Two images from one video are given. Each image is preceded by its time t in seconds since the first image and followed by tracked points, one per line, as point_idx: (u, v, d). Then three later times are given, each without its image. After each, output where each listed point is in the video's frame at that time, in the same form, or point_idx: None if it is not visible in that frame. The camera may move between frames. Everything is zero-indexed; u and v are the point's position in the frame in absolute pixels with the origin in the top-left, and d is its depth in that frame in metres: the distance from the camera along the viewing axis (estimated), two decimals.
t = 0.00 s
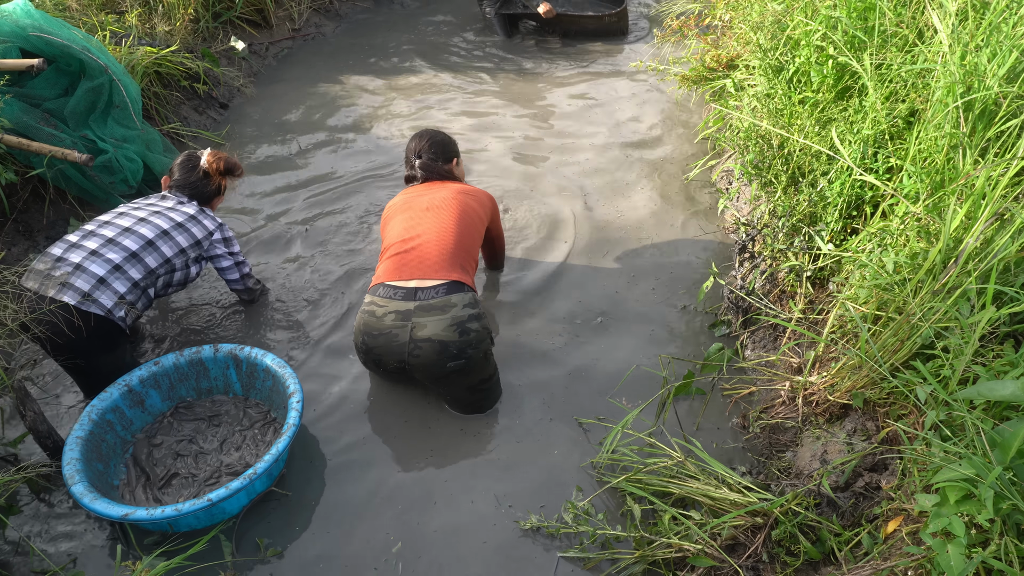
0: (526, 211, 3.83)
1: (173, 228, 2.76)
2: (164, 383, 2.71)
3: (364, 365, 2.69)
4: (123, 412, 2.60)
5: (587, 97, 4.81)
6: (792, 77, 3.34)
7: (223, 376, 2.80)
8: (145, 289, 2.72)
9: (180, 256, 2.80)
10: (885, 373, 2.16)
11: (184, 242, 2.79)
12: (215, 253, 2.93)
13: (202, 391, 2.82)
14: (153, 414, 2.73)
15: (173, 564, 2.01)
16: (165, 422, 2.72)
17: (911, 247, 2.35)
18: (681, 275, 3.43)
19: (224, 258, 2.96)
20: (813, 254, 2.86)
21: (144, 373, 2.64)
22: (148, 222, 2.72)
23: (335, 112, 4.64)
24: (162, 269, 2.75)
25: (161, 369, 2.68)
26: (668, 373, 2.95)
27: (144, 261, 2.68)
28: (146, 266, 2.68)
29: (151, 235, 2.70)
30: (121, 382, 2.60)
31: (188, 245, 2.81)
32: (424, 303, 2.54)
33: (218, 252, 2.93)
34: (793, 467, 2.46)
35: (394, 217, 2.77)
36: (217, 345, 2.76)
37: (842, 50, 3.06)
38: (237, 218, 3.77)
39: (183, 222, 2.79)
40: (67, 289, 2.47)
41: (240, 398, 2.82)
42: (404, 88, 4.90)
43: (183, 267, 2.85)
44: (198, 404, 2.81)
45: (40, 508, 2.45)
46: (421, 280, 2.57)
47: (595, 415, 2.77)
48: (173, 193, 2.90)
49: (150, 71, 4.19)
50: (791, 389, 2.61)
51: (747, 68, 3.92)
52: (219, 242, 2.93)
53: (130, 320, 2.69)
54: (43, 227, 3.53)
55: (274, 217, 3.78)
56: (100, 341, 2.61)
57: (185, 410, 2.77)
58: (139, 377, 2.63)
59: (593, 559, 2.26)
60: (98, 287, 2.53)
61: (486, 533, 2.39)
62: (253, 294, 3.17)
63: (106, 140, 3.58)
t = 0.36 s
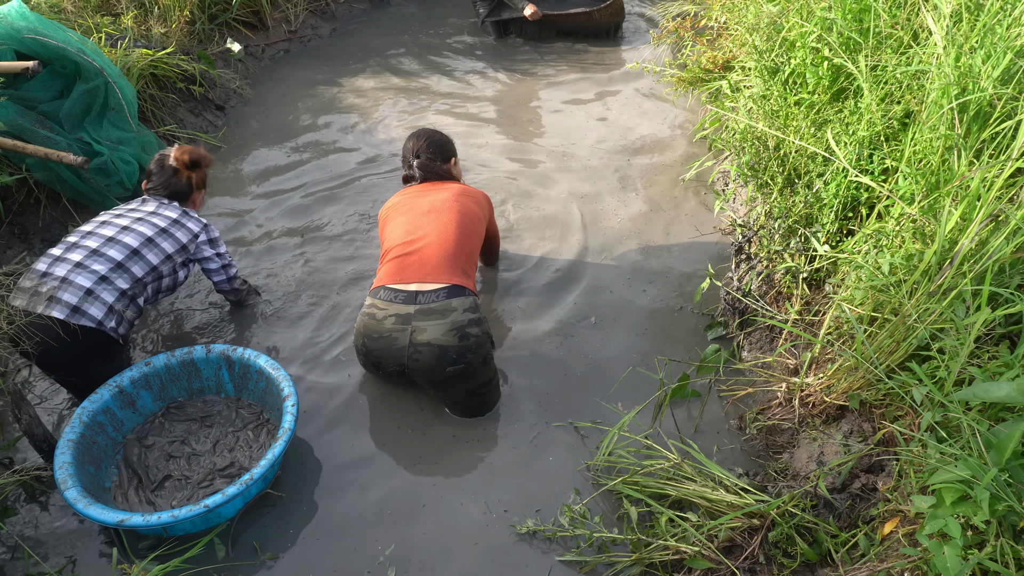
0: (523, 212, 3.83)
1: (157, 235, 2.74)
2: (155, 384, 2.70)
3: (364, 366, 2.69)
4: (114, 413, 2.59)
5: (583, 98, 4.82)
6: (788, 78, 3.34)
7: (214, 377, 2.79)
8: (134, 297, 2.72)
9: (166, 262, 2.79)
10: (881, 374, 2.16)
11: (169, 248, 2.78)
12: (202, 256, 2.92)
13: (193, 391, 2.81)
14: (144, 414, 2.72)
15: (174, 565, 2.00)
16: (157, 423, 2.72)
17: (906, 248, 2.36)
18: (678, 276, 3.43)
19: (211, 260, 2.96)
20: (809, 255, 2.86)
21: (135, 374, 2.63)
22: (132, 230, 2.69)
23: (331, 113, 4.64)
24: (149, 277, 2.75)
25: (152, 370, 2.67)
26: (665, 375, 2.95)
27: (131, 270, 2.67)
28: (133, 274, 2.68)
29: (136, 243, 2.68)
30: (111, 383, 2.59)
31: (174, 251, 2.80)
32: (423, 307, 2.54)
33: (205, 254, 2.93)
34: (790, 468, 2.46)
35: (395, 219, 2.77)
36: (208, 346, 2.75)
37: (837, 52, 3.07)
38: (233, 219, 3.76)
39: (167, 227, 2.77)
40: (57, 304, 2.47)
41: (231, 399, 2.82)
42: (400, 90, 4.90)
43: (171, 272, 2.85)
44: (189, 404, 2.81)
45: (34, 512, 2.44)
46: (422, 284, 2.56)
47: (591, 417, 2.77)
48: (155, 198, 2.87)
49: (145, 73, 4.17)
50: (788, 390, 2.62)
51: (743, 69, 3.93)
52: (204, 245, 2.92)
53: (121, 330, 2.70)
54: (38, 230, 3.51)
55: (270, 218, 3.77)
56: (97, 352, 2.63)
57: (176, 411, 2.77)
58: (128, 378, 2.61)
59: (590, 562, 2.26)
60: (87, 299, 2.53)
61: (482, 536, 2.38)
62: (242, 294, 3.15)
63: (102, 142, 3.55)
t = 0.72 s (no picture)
0: (520, 212, 3.82)
1: (148, 234, 2.74)
2: (156, 383, 2.70)
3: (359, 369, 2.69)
4: (115, 412, 2.58)
5: (580, 97, 4.81)
6: (785, 78, 3.34)
7: (215, 375, 2.79)
8: (133, 298, 2.72)
9: (160, 260, 2.79)
10: (879, 374, 2.16)
11: (161, 246, 2.78)
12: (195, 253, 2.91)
13: (194, 390, 2.81)
14: (145, 414, 2.71)
15: (170, 566, 1.99)
16: (158, 423, 2.71)
17: (903, 247, 2.36)
18: (675, 276, 3.42)
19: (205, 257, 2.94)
20: (807, 254, 2.86)
21: (136, 373, 2.63)
22: (122, 232, 2.70)
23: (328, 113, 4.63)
24: (144, 278, 2.75)
25: (153, 369, 2.67)
26: (662, 375, 2.94)
27: (126, 271, 2.66)
28: (129, 276, 2.68)
29: (128, 245, 2.68)
30: (112, 382, 2.58)
31: (166, 248, 2.80)
32: (419, 311, 2.53)
33: (197, 250, 2.91)
34: (787, 468, 2.45)
35: (396, 221, 2.76)
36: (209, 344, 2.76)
37: (835, 51, 3.07)
38: (230, 219, 3.75)
39: (157, 225, 2.78)
40: (57, 309, 2.45)
41: (233, 397, 2.82)
42: (397, 90, 4.89)
43: (166, 272, 2.85)
44: (191, 404, 2.80)
45: (30, 513, 2.43)
46: (418, 288, 2.56)
47: (587, 418, 2.76)
48: (137, 202, 2.88)
49: (142, 73, 4.16)
50: (785, 390, 2.62)
51: (740, 69, 3.93)
52: (197, 241, 2.91)
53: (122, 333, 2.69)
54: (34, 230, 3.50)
55: (267, 218, 3.76)
56: (99, 357, 2.63)
57: (178, 410, 2.77)
58: (129, 377, 2.61)
59: (587, 563, 2.26)
60: (87, 303, 2.52)
61: (479, 537, 2.37)
62: (240, 295, 3.12)
63: (97, 142, 3.56)
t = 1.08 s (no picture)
0: (519, 212, 3.82)
1: (131, 230, 2.67)
2: (163, 380, 2.70)
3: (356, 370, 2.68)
4: (123, 409, 2.59)
5: (578, 97, 4.81)
6: (783, 77, 3.34)
7: (222, 372, 2.78)
8: (118, 296, 2.69)
9: (145, 256, 2.73)
10: (877, 373, 2.16)
11: (146, 241, 2.71)
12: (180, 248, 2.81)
13: (201, 387, 2.81)
14: (152, 411, 2.71)
15: (170, 566, 1.98)
16: (165, 419, 2.71)
17: (902, 247, 2.35)
18: (674, 277, 3.42)
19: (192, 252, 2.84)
20: (805, 254, 2.86)
21: (143, 370, 2.63)
22: (106, 227, 2.65)
23: (326, 113, 4.62)
24: (129, 275, 2.71)
25: (160, 366, 2.67)
26: (661, 375, 2.94)
27: (109, 269, 2.63)
28: (113, 274, 2.65)
29: (110, 242, 2.63)
30: (121, 379, 2.59)
31: (152, 243, 2.73)
32: (416, 315, 2.52)
33: (184, 245, 2.81)
34: (786, 468, 2.45)
35: (402, 223, 2.77)
36: (216, 341, 2.76)
37: (833, 50, 3.06)
38: (228, 219, 3.75)
39: (141, 220, 2.69)
40: (38, 310, 2.47)
41: (239, 394, 2.82)
42: (395, 89, 4.89)
43: (153, 268, 2.80)
44: (197, 400, 2.80)
45: (30, 514, 2.43)
46: (416, 292, 2.56)
47: (585, 418, 2.76)
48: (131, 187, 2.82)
49: (139, 74, 4.15)
50: (784, 390, 2.62)
51: (739, 68, 3.92)
52: (184, 236, 2.81)
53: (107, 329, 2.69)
54: (31, 230, 3.50)
55: (266, 218, 3.76)
56: (81, 356, 2.64)
57: (185, 407, 2.75)
58: (138, 374, 2.61)
59: (586, 564, 2.25)
60: (68, 304, 2.52)
61: (477, 537, 2.37)
62: (208, 303, 2.94)
63: (96, 142, 3.54)
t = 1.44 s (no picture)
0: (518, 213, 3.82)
1: (61, 245, 2.42)
2: (169, 372, 2.69)
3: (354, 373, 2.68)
4: (129, 400, 2.59)
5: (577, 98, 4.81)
6: (782, 78, 3.34)
7: (227, 363, 2.78)
8: (69, 314, 2.52)
9: (83, 271, 2.47)
10: (876, 374, 2.16)
11: (78, 257, 2.44)
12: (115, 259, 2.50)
13: (205, 378, 2.80)
14: (158, 402, 2.71)
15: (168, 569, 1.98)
16: (171, 410, 2.71)
17: (900, 248, 2.35)
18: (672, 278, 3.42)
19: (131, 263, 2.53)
20: (804, 254, 2.86)
21: (149, 362, 2.62)
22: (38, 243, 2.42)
23: (325, 114, 4.62)
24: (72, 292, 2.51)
25: (166, 358, 2.66)
26: (659, 375, 2.94)
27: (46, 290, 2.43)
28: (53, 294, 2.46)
29: (39, 262, 2.42)
30: (127, 371, 2.58)
31: (85, 259, 2.46)
32: (413, 323, 2.51)
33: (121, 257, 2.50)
34: (785, 468, 2.45)
35: (407, 225, 2.73)
36: (221, 333, 2.74)
37: (831, 51, 3.06)
38: (226, 220, 3.74)
39: (69, 234, 2.41)
40: None
41: (243, 385, 2.81)
42: (394, 90, 4.88)
43: (98, 281, 2.56)
44: (202, 391, 2.79)
45: (29, 516, 2.42)
46: (415, 300, 2.53)
47: (584, 419, 2.76)
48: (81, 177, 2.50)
49: (138, 74, 4.15)
50: (782, 390, 2.62)
51: (737, 69, 3.92)
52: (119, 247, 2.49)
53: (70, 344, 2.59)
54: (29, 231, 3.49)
55: (264, 219, 3.75)
56: (44, 370, 2.56)
57: (189, 398, 2.75)
58: (143, 366, 2.61)
59: (585, 564, 2.25)
60: (12, 329, 2.39)
61: (475, 538, 2.37)
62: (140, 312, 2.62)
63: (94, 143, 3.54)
